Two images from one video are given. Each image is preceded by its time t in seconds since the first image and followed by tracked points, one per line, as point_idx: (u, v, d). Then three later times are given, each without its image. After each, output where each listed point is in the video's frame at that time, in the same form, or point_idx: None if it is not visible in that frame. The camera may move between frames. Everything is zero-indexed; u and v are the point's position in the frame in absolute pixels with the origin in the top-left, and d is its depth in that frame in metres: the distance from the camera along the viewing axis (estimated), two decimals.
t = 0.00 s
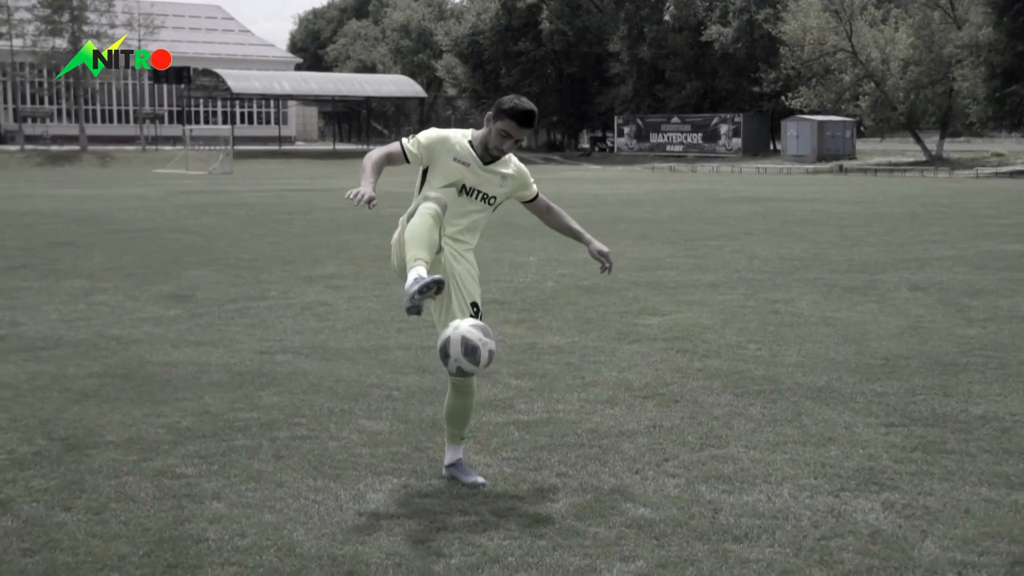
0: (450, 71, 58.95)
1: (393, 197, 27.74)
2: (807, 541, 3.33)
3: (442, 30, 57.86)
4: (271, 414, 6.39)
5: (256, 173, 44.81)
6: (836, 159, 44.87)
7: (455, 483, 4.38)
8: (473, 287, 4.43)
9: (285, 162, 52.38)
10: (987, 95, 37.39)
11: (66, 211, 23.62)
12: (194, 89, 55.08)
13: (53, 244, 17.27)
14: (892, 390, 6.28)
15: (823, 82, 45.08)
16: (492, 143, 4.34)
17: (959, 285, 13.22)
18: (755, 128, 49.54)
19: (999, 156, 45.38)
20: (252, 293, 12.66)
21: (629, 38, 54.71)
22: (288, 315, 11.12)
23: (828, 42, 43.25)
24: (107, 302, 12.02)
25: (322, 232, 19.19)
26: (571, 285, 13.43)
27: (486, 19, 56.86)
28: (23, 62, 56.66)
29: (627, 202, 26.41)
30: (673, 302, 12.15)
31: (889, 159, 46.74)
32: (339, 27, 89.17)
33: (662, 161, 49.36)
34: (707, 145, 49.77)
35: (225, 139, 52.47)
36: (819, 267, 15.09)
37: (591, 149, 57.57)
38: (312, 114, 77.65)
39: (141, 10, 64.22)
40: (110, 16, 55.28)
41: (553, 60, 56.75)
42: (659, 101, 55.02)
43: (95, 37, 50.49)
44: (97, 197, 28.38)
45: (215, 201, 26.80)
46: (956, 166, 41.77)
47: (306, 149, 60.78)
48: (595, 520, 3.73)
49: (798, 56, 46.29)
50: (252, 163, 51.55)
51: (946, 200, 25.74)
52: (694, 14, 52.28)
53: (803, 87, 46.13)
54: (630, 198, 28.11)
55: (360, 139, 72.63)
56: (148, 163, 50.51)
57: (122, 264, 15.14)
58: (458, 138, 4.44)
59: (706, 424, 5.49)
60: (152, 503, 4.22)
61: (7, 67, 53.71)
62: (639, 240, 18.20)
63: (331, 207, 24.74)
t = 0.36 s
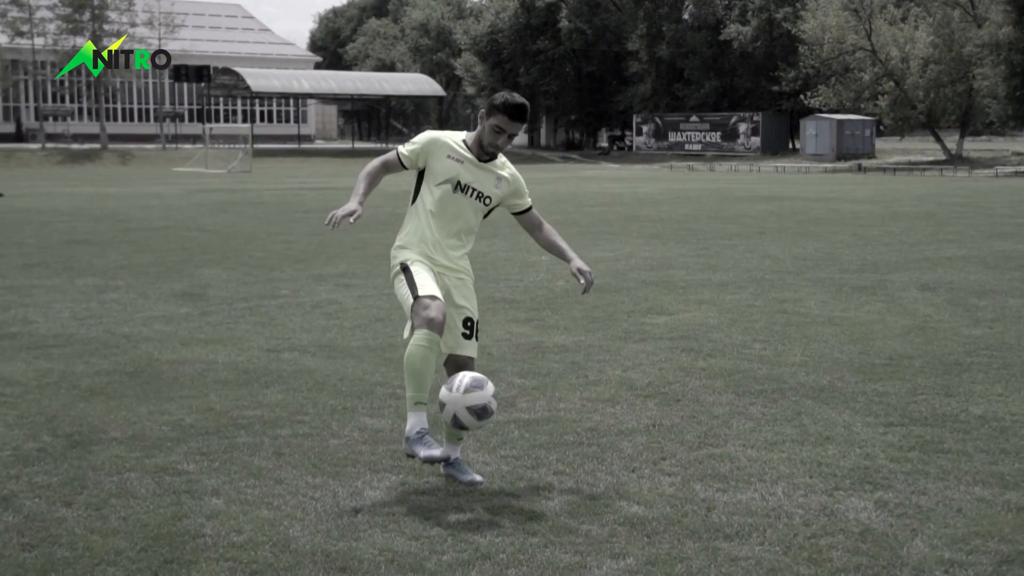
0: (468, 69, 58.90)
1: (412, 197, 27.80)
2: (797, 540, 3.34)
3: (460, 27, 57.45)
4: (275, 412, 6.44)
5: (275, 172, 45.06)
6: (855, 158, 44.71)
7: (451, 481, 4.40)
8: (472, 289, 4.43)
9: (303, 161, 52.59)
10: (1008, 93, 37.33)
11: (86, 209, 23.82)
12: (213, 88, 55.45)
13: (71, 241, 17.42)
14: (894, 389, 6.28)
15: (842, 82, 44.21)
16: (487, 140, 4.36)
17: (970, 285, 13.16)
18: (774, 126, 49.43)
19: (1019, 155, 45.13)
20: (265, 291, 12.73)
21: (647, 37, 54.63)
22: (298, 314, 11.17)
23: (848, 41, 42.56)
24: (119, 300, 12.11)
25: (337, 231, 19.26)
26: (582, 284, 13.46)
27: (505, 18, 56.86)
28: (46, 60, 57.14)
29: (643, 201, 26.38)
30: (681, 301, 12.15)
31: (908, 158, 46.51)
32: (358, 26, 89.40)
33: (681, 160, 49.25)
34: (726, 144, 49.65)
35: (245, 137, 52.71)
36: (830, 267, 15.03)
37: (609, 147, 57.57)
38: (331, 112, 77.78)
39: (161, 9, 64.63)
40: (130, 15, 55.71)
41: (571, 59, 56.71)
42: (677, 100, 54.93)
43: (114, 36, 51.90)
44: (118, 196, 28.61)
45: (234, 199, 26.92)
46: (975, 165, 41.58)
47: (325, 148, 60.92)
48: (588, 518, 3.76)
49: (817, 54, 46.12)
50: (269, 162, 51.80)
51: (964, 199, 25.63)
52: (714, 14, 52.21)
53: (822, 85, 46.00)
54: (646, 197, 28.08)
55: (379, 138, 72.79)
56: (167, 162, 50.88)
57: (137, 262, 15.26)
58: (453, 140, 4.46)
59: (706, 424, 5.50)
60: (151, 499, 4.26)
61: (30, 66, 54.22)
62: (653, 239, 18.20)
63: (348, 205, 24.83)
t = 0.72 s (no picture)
0: (486, 69, 58.80)
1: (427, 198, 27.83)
2: (792, 538, 3.35)
3: (479, 27, 57.28)
4: (280, 410, 6.46)
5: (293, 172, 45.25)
6: (874, 157, 44.51)
7: (454, 478, 4.46)
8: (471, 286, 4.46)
9: (319, 161, 52.71)
10: None
11: (102, 208, 23.96)
12: (232, 88, 55.66)
13: (87, 241, 17.52)
14: (898, 389, 6.28)
15: (860, 81, 44.00)
16: (476, 133, 4.34)
17: (981, 285, 13.12)
18: (791, 126, 49.28)
19: None
20: (276, 291, 12.77)
21: (665, 36, 54.51)
22: (308, 313, 11.20)
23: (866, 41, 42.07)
24: (131, 299, 12.16)
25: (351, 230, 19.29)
26: (592, 284, 13.46)
27: (522, 17, 56.23)
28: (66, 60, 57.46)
29: (658, 201, 26.36)
30: (691, 301, 12.14)
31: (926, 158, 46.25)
32: (376, 26, 89.56)
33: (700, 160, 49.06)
34: (743, 144, 49.46)
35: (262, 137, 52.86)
36: (842, 267, 15.00)
37: (626, 147, 57.50)
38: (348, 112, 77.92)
39: (180, 9, 64.94)
40: (149, 15, 56.03)
41: (588, 59, 56.61)
42: (695, 100, 54.80)
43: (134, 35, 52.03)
44: (134, 196, 28.72)
45: (250, 199, 26.99)
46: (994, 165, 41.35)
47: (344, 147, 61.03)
48: (585, 516, 3.77)
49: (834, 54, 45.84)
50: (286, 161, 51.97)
51: (980, 199, 25.51)
52: (731, 13, 52.06)
53: (840, 85, 45.80)
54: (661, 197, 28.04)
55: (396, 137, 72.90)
56: (186, 161, 51.16)
57: (151, 261, 15.34)
58: (442, 135, 4.44)
59: (708, 423, 5.51)
60: (154, 495, 4.30)
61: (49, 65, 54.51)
62: (666, 239, 18.17)
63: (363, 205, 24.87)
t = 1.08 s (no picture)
0: (505, 69, 58.73)
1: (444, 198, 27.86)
2: (790, 537, 3.35)
3: (498, 26, 57.22)
4: (288, 407, 6.48)
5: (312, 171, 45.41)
6: (894, 157, 44.42)
7: (459, 477, 4.49)
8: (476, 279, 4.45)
9: (337, 160, 52.83)
10: None
11: (121, 209, 24.09)
12: (253, 87, 55.96)
13: (104, 239, 17.61)
14: (905, 389, 6.26)
15: (880, 80, 43.77)
16: (464, 126, 4.33)
17: (993, 286, 13.06)
18: (811, 126, 49.11)
19: None
20: (289, 289, 12.81)
21: (684, 36, 54.38)
22: (319, 311, 11.25)
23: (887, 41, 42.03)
24: (144, 298, 12.23)
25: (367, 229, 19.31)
26: (604, 283, 13.45)
27: (541, 17, 56.27)
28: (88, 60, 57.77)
29: (675, 201, 26.31)
30: (701, 301, 12.13)
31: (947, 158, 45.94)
32: (396, 26, 89.70)
33: (718, 160, 48.92)
34: (762, 144, 49.31)
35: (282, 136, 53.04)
36: (855, 267, 14.96)
37: (645, 147, 57.40)
38: (367, 111, 78.06)
39: (200, 9, 65.28)
40: (170, 15, 56.36)
41: (608, 59, 56.47)
42: (714, 99, 54.63)
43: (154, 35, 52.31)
44: (153, 195, 28.85)
45: (268, 198, 27.07)
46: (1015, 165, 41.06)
47: (363, 147, 61.16)
48: (584, 513, 3.78)
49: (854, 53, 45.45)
50: (305, 161, 52.13)
51: (998, 200, 25.35)
52: (750, 13, 51.91)
53: (859, 84, 45.61)
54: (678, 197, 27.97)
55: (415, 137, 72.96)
56: (206, 161, 51.42)
57: (166, 260, 15.40)
58: (432, 133, 4.42)
59: (712, 421, 5.52)
60: (159, 491, 4.33)
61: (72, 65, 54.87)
62: (680, 239, 18.13)
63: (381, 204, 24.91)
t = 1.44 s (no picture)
0: (526, 69, 58.66)
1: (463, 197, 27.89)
2: (792, 534, 3.35)
3: (519, 26, 57.15)
4: (297, 404, 6.49)
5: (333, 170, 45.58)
6: (917, 157, 44.17)
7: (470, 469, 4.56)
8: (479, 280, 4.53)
9: (357, 159, 53.00)
10: None
11: (142, 207, 24.25)
12: (274, 87, 56.20)
13: (125, 238, 17.73)
14: (915, 389, 6.24)
15: (902, 80, 43.42)
16: (471, 135, 4.33)
17: (1010, 286, 12.96)
18: (832, 126, 48.86)
19: None
20: (304, 288, 12.86)
21: (705, 36, 54.19)
22: (333, 310, 11.30)
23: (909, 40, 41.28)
24: (162, 296, 12.30)
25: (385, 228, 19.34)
26: (619, 283, 13.44)
27: (562, 17, 55.91)
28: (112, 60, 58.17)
29: (694, 201, 26.23)
30: (715, 300, 12.11)
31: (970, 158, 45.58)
32: (418, 26, 89.78)
33: (739, 160, 48.73)
34: (784, 143, 48.87)
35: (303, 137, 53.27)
36: (871, 267, 14.89)
37: (666, 147, 57.27)
38: (389, 111, 78.22)
39: (222, 9, 65.63)
40: (193, 16, 56.68)
41: (629, 58, 56.37)
42: (735, 99, 54.40)
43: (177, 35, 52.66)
44: (175, 193, 29.03)
45: (288, 197, 27.19)
46: None
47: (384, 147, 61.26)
48: (587, 510, 3.79)
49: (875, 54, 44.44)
50: (325, 161, 52.31)
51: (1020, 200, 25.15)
52: (772, 13, 51.70)
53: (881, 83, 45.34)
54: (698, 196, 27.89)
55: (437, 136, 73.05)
56: (227, 160, 51.71)
57: (184, 258, 15.49)
58: (434, 138, 4.38)
59: (719, 420, 5.53)
60: (167, 486, 4.37)
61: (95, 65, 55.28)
62: (697, 239, 18.08)
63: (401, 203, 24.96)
